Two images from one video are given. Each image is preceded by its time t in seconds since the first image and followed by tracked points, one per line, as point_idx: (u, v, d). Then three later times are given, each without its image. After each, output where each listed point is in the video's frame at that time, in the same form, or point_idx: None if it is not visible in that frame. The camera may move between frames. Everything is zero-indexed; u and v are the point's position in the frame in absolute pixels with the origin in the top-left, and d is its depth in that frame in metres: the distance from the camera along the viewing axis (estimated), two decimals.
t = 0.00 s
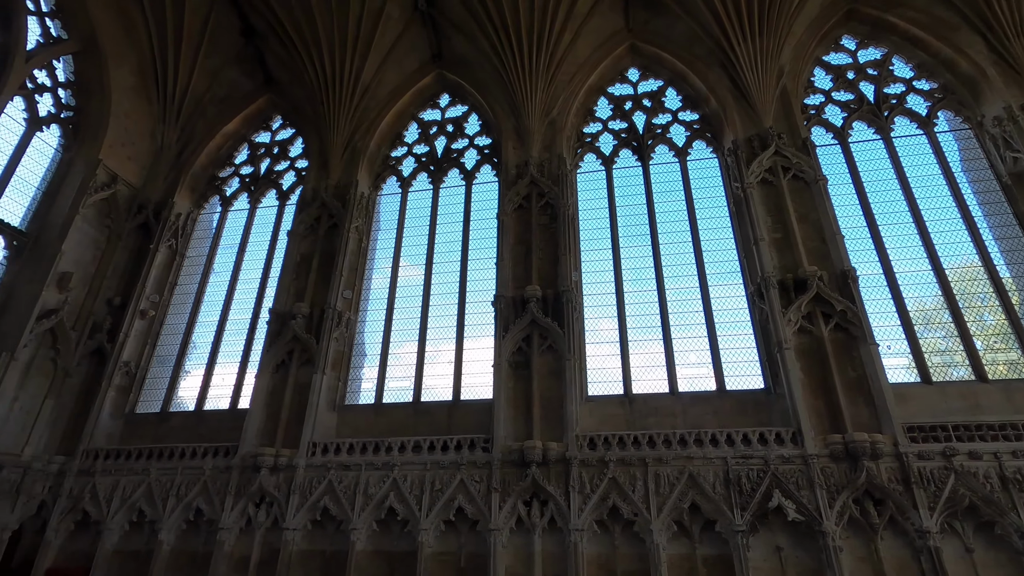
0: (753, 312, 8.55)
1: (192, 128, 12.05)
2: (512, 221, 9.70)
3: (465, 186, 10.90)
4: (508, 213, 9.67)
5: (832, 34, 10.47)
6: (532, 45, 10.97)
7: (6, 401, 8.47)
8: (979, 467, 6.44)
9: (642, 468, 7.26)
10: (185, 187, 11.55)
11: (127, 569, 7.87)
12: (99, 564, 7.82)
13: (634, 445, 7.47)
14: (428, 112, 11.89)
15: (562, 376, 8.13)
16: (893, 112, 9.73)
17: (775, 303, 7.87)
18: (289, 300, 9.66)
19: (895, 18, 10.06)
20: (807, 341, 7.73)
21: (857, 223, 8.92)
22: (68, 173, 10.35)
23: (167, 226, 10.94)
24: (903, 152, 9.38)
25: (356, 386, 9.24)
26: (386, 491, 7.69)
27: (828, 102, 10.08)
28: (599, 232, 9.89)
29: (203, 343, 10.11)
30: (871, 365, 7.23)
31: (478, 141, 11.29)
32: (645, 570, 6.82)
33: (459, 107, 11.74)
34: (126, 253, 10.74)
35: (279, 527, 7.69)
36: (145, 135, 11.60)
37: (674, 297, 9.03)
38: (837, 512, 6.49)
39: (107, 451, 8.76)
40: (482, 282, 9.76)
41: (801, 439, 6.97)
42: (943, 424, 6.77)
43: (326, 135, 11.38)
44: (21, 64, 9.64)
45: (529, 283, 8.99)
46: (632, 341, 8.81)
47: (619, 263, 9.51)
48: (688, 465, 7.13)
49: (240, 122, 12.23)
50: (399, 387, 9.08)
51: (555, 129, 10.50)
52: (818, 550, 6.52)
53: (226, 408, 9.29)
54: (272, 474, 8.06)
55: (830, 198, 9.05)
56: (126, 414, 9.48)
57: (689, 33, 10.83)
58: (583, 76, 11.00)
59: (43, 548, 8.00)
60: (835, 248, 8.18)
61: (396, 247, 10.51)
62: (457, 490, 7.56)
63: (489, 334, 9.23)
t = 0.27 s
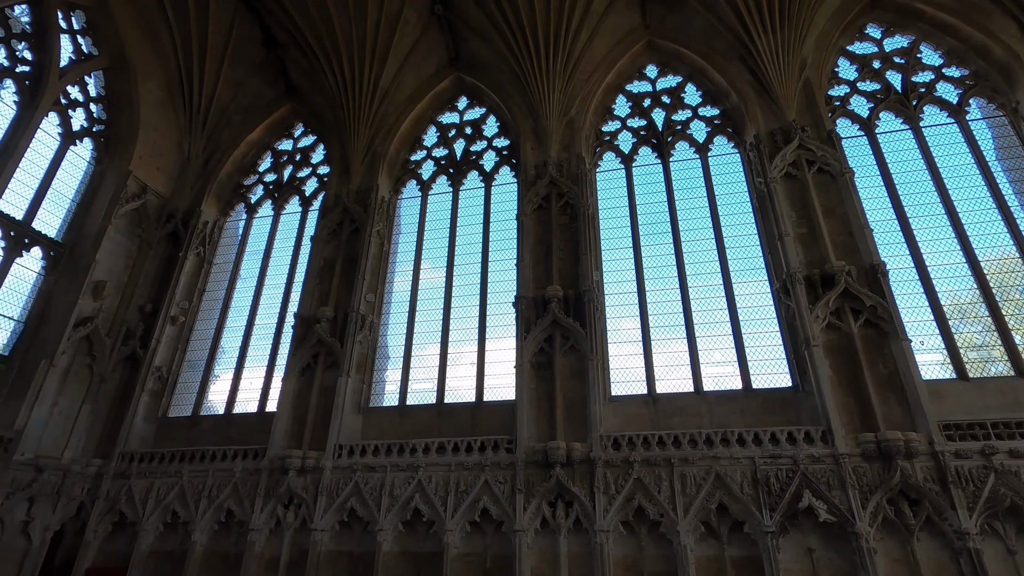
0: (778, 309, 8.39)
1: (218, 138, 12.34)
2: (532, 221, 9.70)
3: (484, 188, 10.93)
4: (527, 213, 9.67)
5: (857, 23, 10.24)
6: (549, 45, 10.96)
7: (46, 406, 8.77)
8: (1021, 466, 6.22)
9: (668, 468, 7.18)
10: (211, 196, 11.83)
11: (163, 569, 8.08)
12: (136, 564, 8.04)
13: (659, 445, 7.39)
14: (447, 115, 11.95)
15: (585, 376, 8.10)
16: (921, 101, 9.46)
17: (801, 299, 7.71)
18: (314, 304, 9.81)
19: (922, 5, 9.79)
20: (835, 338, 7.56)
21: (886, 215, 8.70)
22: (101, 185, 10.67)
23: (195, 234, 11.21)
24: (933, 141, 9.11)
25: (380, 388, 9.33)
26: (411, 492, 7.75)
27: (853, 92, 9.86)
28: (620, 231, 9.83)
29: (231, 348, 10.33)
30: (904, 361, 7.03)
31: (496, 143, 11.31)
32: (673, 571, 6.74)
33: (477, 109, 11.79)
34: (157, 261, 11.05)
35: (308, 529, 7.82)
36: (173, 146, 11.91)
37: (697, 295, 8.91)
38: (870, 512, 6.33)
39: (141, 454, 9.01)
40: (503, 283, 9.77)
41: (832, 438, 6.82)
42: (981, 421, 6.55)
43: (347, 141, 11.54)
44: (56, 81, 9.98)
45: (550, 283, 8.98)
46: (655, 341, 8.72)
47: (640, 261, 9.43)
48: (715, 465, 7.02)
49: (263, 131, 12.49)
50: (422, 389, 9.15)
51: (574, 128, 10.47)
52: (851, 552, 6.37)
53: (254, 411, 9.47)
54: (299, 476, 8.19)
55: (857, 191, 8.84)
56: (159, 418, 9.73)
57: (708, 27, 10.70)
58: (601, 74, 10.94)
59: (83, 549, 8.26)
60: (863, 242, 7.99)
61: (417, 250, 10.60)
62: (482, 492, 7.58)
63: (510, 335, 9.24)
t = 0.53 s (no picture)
0: (807, 305, 8.21)
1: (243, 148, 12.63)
2: (553, 222, 9.68)
3: (505, 190, 10.95)
4: (548, 214, 9.65)
5: (884, 11, 9.96)
6: (567, 45, 10.92)
7: (85, 411, 9.08)
8: None
9: (695, 468, 7.08)
10: (239, 204, 12.11)
11: (198, 569, 8.29)
12: (172, 564, 8.26)
13: (685, 445, 7.30)
14: (465, 118, 12.09)
15: (609, 377, 8.04)
16: (954, 89, 9.15)
17: (831, 295, 7.53)
18: (339, 309, 9.95)
19: None
20: (867, 334, 7.36)
21: (918, 208, 8.45)
22: (134, 196, 11.01)
23: (223, 242, 11.48)
24: (967, 129, 8.80)
25: (405, 390, 9.42)
26: (437, 493, 7.80)
27: (881, 82, 9.60)
28: (642, 230, 9.75)
29: (260, 352, 10.55)
30: (940, 358, 6.81)
31: (516, 144, 11.33)
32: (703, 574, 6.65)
33: (496, 111, 11.83)
34: (188, 269, 11.34)
35: (337, 530, 7.93)
36: (201, 157, 12.22)
37: (722, 293, 8.78)
38: (907, 514, 6.14)
39: (176, 456, 9.26)
40: (525, 284, 9.77)
41: (865, 437, 6.64)
42: None
43: (368, 147, 11.68)
44: (91, 97, 10.32)
45: (573, 283, 8.95)
46: (680, 340, 8.61)
47: (663, 259, 9.33)
48: (744, 466, 6.90)
49: (287, 140, 12.73)
50: (447, 391, 9.20)
51: (594, 128, 10.42)
52: (887, 554, 6.20)
53: (283, 414, 9.66)
54: (328, 478, 8.31)
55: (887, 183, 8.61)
56: (192, 422, 9.99)
57: (729, 21, 10.53)
58: (620, 72, 10.87)
59: (123, 549, 8.53)
60: (895, 235, 7.76)
61: (439, 253, 10.67)
62: (507, 493, 7.59)
63: (533, 336, 9.23)
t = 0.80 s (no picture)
0: (846, 300, 7.96)
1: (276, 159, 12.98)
2: (581, 222, 9.63)
3: (531, 191, 10.95)
4: (576, 213, 9.61)
5: None
6: (591, 43, 10.87)
7: (134, 416, 9.45)
8: None
9: (733, 469, 6.93)
10: (272, 213, 12.43)
11: (242, 569, 8.52)
12: (217, 564, 8.52)
13: (722, 445, 7.15)
14: (491, 121, 12.13)
15: (642, 376, 7.95)
16: (1000, 70, 8.69)
17: (872, 289, 7.27)
18: (371, 313, 10.11)
19: None
20: (911, 329, 7.08)
21: (963, 195, 8.10)
22: (174, 209, 11.42)
23: (259, 251, 11.81)
24: (1015, 111, 8.37)
25: (437, 393, 9.51)
26: (471, 495, 7.84)
27: (920, 66, 9.24)
28: (672, 227, 9.62)
29: (296, 357, 10.80)
30: (992, 352, 6.49)
31: (542, 145, 11.32)
32: None
33: (521, 113, 11.85)
34: (226, 277, 11.70)
35: (374, 531, 8.05)
36: (236, 169, 12.60)
37: (756, 289, 8.58)
38: (960, 516, 5.87)
39: (218, 460, 9.55)
40: (554, 285, 9.74)
41: (912, 436, 6.38)
42: None
43: (396, 153, 11.85)
44: (132, 115, 10.75)
45: (602, 283, 8.89)
46: (714, 338, 8.46)
47: (694, 256, 9.18)
48: (784, 466, 6.72)
49: (317, 149, 13.03)
50: (478, 393, 9.25)
51: (620, 125, 10.33)
52: (939, 557, 5.94)
53: (319, 418, 9.87)
54: (364, 480, 8.44)
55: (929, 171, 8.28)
56: (233, 426, 10.29)
57: (756, 10, 10.30)
58: (645, 68, 10.75)
59: (171, 549, 8.84)
60: (939, 225, 7.45)
61: (468, 255, 10.74)
62: (541, 494, 7.57)
63: (564, 337, 9.19)
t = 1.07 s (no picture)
0: (890, 292, 7.66)
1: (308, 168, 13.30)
2: (610, 220, 9.55)
3: (559, 190, 10.92)
4: (605, 212, 9.53)
5: None
6: (616, 39, 10.77)
7: (181, 421, 9.81)
8: None
9: (774, 468, 6.75)
10: (306, 221, 12.74)
11: (286, 569, 8.74)
12: (262, 564, 8.76)
13: (762, 444, 6.98)
14: (517, 122, 12.15)
15: (676, 375, 7.82)
16: None
17: (917, 280, 6.98)
18: (404, 317, 10.24)
19: None
20: (961, 320, 6.77)
21: (1015, 179, 7.69)
22: (213, 220, 11.82)
23: (294, 258, 12.11)
24: None
25: (471, 395, 9.56)
26: (507, 496, 7.85)
27: (964, 45, 8.82)
28: (704, 222, 9.45)
29: (332, 362, 11.02)
30: None
31: (569, 144, 11.27)
32: None
33: (547, 113, 11.83)
34: (264, 285, 12.04)
35: (412, 532, 8.14)
36: (271, 179, 12.96)
37: (793, 283, 8.35)
38: (1021, 516, 5.58)
39: (261, 462, 9.83)
40: (585, 284, 9.68)
41: (965, 432, 6.10)
42: None
43: (424, 157, 11.98)
44: (172, 131, 11.16)
45: (633, 281, 8.79)
46: (750, 334, 8.26)
47: (728, 251, 8.99)
48: (828, 465, 6.51)
49: (348, 157, 13.29)
50: (511, 394, 9.26)
51: (647, 121, 10.21)
52: (998, 560, 5.66)
53: (356, 421, 10.05)
54: (401, 482, 8.55)
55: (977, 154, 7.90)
56: (274, 429, 10.57)
57: None
58: (672, 62, 10.59)
59: (218, 550, 9.14)
60: (989, 211, 7.10)
61: (497, 257, 10.77)
62: (577, 495, 7.53)
63: (595, 336, 9.12)
